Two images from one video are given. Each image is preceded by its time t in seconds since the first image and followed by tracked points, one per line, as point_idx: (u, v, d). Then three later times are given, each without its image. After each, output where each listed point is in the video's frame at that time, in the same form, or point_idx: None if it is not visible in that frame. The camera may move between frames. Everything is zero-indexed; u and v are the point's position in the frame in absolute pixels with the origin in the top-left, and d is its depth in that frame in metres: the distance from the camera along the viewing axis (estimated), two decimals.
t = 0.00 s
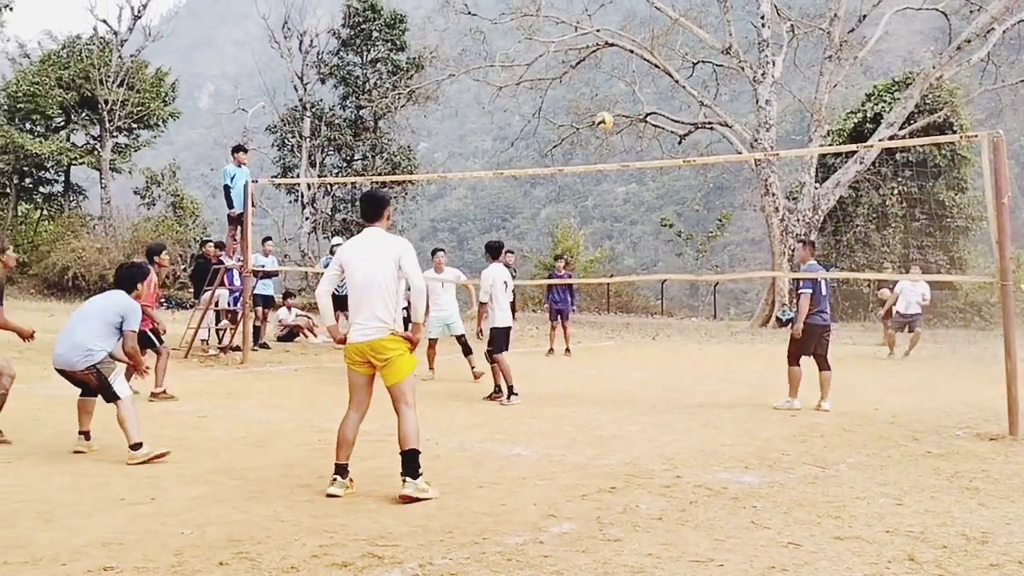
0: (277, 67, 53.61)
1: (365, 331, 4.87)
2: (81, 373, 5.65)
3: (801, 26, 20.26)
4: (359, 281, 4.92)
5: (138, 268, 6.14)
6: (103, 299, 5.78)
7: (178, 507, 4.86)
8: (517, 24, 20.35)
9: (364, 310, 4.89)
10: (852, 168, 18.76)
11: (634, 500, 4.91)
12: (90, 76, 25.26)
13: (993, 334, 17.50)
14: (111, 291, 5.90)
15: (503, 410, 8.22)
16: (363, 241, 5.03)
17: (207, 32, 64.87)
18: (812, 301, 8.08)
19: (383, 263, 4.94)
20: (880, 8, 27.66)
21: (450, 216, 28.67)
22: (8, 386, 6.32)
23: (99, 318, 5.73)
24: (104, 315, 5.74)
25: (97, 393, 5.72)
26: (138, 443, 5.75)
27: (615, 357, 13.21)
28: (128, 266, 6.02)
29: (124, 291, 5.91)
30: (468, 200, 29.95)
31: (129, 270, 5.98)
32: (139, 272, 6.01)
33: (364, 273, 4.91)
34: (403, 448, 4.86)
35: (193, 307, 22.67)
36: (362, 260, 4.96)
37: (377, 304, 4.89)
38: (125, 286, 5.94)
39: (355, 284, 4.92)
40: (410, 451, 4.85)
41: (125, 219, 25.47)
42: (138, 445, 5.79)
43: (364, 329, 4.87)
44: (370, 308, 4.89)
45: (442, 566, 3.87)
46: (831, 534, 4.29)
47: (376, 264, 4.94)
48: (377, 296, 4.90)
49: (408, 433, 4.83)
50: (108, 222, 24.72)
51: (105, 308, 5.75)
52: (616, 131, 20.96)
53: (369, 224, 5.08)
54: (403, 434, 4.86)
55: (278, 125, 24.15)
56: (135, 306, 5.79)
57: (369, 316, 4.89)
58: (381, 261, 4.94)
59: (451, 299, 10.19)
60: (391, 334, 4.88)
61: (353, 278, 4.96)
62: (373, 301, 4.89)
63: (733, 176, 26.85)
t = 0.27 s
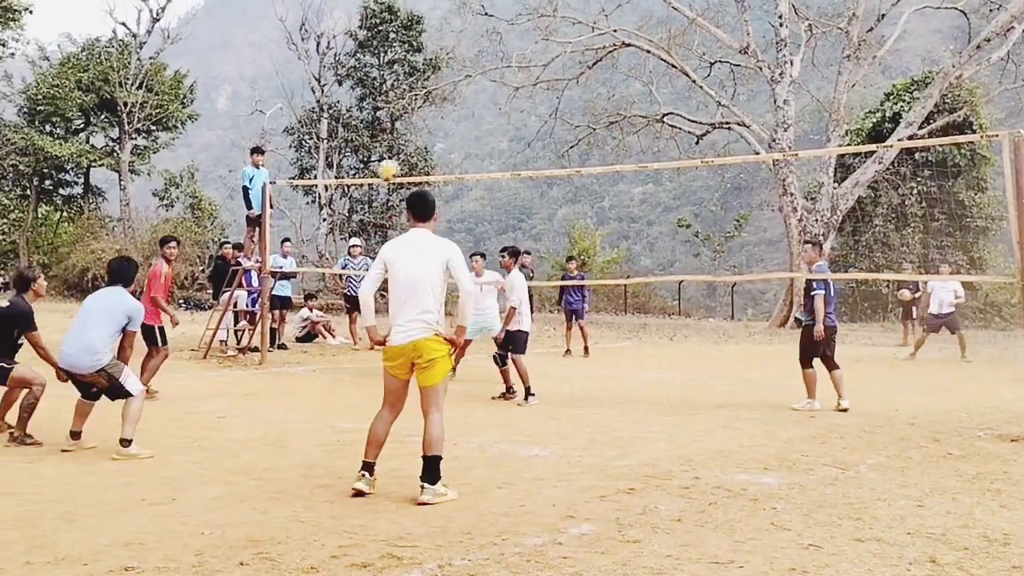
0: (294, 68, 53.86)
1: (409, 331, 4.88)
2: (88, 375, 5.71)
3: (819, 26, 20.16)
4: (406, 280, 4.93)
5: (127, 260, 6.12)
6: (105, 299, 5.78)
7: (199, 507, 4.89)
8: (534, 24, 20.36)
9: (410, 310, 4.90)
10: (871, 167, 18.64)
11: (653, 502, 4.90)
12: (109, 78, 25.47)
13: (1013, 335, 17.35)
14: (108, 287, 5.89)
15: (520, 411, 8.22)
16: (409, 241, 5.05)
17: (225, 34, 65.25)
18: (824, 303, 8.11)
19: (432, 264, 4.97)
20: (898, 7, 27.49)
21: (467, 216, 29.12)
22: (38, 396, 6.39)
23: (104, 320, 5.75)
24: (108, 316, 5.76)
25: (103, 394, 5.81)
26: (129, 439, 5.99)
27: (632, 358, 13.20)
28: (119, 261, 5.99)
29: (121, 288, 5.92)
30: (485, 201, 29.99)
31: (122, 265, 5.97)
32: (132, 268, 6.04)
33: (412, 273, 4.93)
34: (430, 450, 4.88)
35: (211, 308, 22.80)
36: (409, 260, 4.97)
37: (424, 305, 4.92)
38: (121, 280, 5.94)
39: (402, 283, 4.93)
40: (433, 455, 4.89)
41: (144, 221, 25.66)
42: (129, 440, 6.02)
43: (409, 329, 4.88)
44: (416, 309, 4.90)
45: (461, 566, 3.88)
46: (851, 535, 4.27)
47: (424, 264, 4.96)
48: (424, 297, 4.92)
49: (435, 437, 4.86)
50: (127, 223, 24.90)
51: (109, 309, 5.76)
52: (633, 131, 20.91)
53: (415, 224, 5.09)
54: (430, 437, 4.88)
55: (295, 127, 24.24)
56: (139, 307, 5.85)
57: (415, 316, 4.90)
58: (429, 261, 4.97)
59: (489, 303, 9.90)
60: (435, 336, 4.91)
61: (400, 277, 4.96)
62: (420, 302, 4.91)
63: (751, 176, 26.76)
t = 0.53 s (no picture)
0: (306, 69, 54.02)
1: (433, 329, 4.89)
2: (103, 378, 5.75)
3: (831, 24, 20.08)
4: (432, 278, 4.95)
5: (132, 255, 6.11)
6: (115, 299, 5.79)
7: (212, 507, 4.91)
8: (545, 23, 20.35)
9: (435, 309, 4.92)
10: (884, 165, 18.55)
11: (666, 501, 4.90)
12: (122, 79, 25.60)
13: None
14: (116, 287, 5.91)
15: (532, 411, 8.21)
16: (437, 239, 5.06)
17: (236, 34, 65.48)
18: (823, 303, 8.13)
19: (458, 263, 4.99)
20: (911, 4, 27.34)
21: (479, 216, 29.31)
22: (63, 400, 6.41)
23: (116, 321, 5.78)
24: (119, 317, 5.79)
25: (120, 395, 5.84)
26: (146, 442, 5.96)
27: (645, 358, 13.18)
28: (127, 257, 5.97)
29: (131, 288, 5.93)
30: (497, 201, 30.00)
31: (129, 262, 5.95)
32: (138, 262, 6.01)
33: (438, 273, 4.94)
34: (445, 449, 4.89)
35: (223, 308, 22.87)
36: (436, 258, 4.98)
37: (449, 304, 4.94)
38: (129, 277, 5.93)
39: (429, 281, 4.94)
40: (449, 454, 4.90)
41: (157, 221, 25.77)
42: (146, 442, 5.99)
43: (433, 328, 4.89)
44: (441, 308, 4.92)
45: (475, 566, 3.89)
46: (865, 535, 4.26)
47: (450, 264, 4.98)
48: (450, 296, 4.94)
49: (451, 437, 4.87)
50: (140, 224, 25.02)
51: (119, 309, 5.78)
52: (645, 130, 20.87)
53: (442, 222, 5.11)
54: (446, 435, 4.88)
55: (307, 127, 24.30)
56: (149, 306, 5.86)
57: (440, 315, 4.92)
58: (455, 261, 4.99)
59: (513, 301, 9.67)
60: (458, 335, 4.93)
61: (426, 274, 4.97)
62: (445, 301, 4.93)
63: (763, 175, 26.68)
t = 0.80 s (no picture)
0: (311, 69, 54.11)
1: (443, 329, 4.89)
2: (116, 376, 5.76)
3: (837, 22, 20.04)
4: (441, 278, 4.95)
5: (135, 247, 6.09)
6: (124, 296, 5.79)
7: (219, 507, 4.92)
8: (550, 23, 20.34)
9: (444, 308, 4.92)
10: (889, 164, 18.51)
11: (672, 500, 4.90)
12: (128, 80, 25.67)
13: None
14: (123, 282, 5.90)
15: (538, 411, 8.22)
16: (447, 239, 5.06)
17: (241, 35, 65.59)
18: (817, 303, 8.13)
19: (469, 264, 5.00)
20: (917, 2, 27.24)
21: (485, 217, 29.28)
22: (71, 397, 6.38)
23: (127, 318, 5.78)
24: (131, 314, 5.79)
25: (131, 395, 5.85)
26: (153, 444, 5.98)
27: (650, 357, 13.16)
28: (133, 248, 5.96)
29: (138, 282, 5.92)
30: (502, 201, 30.00)
31: (135, 254, 5.93)
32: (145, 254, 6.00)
33: (448, 272, 4.95)
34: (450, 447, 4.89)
35: (230, 309, 22.91)
36: (446, 258, 4.99)
37: (458, 303, 4.94)
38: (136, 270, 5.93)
39: (438, 280, 4.94)
40: (456, 454, 4.90)
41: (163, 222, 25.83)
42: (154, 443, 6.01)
43: (442, 327, 4.90)
44: (450, 307, 4.92)
45: (481, 565, 3.89)
46: (872, 534, 4.25)
47: (461, 264, 4.99)
48: (460, 295, 4.95)
49: (456, 437, 4.87)
50: (146, 225, 25.08)
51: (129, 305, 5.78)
52: (650, 130, 20.85)
53: (452, 223, 5.11)
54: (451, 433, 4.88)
55: (312, 127, 24.33)
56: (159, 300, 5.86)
57: (449, 314, 4.92)
58: (466, 261, 5.00)
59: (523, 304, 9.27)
60: (467, 335, 4.93)
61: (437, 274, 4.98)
62: (454, 301, 4.92)
63: (769, 174, 26.64)
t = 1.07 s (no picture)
0: (313, 71, 54.16)
1: (440, 331, 4.91)
2: (103, 374, 5.71)
3: (838, 23, 20.04)
4: (438, 282, 4.98)
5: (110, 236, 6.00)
6: (103, 290, 5.72)
7: (220, 510, 4.93)
8: (551, 25, 20.35)
9: (442, 311, 4.94)
10: (891, 165, 18.51)
11: (674, 502, 4.90)
12: (130, 83, 25.72)
13: None
14: (101, 275, 5.82)
15: (539, 412, 8.22)
16: (445, 243, 5.10)
17: (243, 37, 65.66)
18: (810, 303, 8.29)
19: (465, 266, 5.00)
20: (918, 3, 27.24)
21: (488, 218, 29.17)
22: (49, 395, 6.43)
23: (108, 313, 5.71)
24: (112, 308, 5.71)
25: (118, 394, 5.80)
26: (155, 446, 5.99)
27: (653, 358, 13.17)
28: (106, 239, 5.87)
29: (116, 273, 5.83)
30: (504, 202, 30.03)
31: (110, 244, 5.85)
32: (121, 243, 5.91)
33: (445, 274, 4.98)
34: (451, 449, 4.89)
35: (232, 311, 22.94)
36: (443, 262, 5.02)
37: (456, 305, 4.95)
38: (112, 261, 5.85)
39: (435, 284, 4.98)
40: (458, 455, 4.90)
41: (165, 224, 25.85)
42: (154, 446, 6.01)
43: (438, 329, 4.92)
44: (447, 309, 4.94)
45: (482, 567, 3.89)
46: (873, 535, 4.25)
47: (457, 266, 5.00)
48: (457, 297, 4.96)
49: (458, 439, 4.87)
50: (148, 227, 25.10)
51: (108, 301, 5.71)
52: (652, 131, 20.86)
53: (451, 227, 5.14)
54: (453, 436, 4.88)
55: (314, 129, 24.36)
56: (139, 290, 5.77)
57: (446, 316, 4.94)
58: (462, 264, 5.01)
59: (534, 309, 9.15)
60: (464, 335, 4.93)
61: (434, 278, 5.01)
62: (451, 302, 4.94)
63: (770, 175, 26.64)
